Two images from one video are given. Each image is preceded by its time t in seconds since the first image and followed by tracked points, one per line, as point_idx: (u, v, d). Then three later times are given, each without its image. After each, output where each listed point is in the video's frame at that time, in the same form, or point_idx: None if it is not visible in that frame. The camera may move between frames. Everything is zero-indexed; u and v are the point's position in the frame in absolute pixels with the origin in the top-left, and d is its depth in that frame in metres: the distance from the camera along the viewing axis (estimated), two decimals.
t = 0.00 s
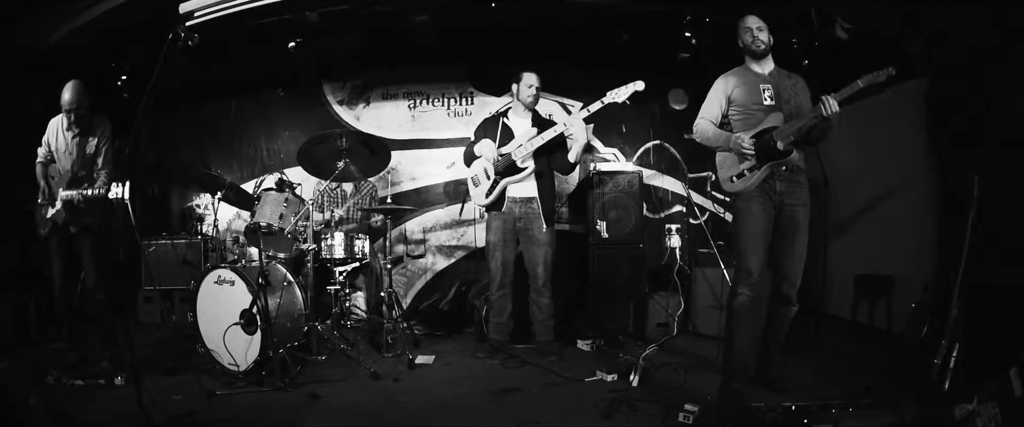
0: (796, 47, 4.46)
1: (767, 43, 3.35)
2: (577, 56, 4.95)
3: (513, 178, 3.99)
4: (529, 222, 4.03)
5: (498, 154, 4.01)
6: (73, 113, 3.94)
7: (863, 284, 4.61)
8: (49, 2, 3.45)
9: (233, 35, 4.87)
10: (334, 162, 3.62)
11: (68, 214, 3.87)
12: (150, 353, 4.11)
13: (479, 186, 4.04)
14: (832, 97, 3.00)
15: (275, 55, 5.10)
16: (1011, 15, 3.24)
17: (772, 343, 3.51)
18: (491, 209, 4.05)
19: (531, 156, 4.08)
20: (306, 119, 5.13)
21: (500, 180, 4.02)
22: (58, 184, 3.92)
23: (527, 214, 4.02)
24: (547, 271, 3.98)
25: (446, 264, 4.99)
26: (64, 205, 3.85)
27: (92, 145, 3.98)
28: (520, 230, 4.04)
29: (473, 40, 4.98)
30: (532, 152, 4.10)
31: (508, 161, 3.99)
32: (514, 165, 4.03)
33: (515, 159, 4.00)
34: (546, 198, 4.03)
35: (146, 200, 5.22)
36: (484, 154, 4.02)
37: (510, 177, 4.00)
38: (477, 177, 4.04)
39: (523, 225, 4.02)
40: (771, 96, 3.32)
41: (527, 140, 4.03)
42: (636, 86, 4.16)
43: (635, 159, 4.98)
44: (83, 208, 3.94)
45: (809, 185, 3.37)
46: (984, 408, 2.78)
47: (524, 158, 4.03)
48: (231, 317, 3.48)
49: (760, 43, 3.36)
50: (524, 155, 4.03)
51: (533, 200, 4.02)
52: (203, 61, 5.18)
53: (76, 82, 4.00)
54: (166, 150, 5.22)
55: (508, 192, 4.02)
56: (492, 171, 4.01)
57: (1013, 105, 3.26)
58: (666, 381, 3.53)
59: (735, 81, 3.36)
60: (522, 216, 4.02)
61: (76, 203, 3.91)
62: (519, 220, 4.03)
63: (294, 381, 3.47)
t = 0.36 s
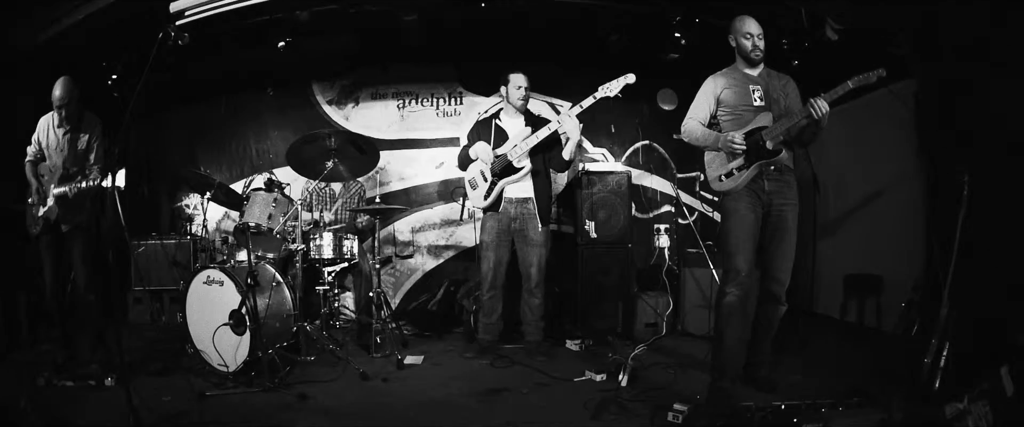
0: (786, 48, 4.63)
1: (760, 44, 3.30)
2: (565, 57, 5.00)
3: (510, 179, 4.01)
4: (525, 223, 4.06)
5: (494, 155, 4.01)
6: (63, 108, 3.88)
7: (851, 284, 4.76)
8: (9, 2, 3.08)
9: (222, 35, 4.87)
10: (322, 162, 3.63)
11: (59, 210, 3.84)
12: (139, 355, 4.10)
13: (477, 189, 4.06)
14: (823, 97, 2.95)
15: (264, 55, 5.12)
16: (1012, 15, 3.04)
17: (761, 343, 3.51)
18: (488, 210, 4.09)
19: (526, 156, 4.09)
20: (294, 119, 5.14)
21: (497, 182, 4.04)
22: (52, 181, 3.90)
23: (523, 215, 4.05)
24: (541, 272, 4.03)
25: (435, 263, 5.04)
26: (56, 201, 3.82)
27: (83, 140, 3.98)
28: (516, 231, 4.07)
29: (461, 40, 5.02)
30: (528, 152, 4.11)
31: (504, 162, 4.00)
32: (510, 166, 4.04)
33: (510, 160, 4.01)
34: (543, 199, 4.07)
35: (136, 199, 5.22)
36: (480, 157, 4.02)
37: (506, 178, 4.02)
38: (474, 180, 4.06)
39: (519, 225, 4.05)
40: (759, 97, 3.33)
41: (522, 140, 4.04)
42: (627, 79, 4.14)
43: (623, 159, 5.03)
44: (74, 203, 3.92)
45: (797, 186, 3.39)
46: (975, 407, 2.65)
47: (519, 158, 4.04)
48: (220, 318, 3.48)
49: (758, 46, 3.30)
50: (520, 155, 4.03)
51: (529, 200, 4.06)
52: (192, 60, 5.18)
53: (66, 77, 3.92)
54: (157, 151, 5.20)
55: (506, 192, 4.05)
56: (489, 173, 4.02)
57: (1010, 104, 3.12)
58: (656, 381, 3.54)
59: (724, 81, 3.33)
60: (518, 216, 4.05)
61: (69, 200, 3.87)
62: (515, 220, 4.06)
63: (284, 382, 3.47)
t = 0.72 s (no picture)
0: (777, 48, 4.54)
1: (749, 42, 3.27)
2: (553, 57, 5.02)
3: (495, 178, 4.07)
4: (509, 223, 4.14)
5: (480, 153, 4.07)
6: (54, 107, 3.81)
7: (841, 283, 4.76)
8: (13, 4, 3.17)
9: (212, 34, 4.87)
10: (311, 162, 3.66)
11: (50, 209, 3.80)
12: (129, 356, 4.09)
13: (462, 187, 4.13)
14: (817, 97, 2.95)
15: (254, 54, 5.13)
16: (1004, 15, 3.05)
17: (749, 343, 3.51)
18: (473, 209, 4.14)
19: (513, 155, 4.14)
20: (283, 119, 5.14)
21: (483, 180, 4.09)
22: (41, 180, 3.87)
23: (507, 215, 4.13)
24: (526, 272, 4.12)
25: (424, 263, 5.05)
26: (47, 199, 3.77)
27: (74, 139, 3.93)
28: (500, 231, 4.15)
29: (450, 40, 5.03)
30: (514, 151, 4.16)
31: (489, 160, 4.04)
32: (496, 165, 4.09)
33: (496, 158, 4.05)
34: (528, 199, 4.13)
35: (126, 199, 5.24)
36: (467, 155, 4.10)
37: (492, 177, 4.08)
38: (459, 178, 4.14)
39: (503, 225, 4.13)
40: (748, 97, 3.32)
41: (509, 139, 4.07)
42: (615, 81, 4.22)
43: (612, 159, 5.06)
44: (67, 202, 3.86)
45: (786, 186, 3.39)
46: (965, 406, 2.57)
47: (506, 156, 4.08)
48: (209, 318, 3.48)
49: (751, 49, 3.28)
50: (506, 154, 4.08)
51: (514, 200, 4.13)
52: (182, 59, 5.18)
53: (56, 77, 3.89)
54: (149, 152, 5.22)
55: (490, 192, 4.12)
56: (475, 171, 4.08)
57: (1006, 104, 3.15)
58: (646, 381, 3.55)
59: (714, 81, 3.33)
60: (503, 216, 4.13)
61: (59, 200, 3.81)
62: (499, 221, 4.14)
63: (273, 382, 3.47)
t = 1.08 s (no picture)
0: (766, 49, 4.43)
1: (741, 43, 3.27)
2: (541, 57, 5.06)
3: (477, 177, 4.19)
4: (492, 223, 4.24)
5: (461, 152, 4.22)
6: (47, 107, 3.80)
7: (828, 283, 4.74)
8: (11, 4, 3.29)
9: (202, 34, 4.87)
10: (300, 161, 3.73)
11: (37, 211, 3.82)
12: (119, 357, 4.09)
13: (442, 184, 4.23)
14: (818, 95, 3.02)
15: (244, 54, 5.14)
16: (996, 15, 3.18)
17: (740, 344, 3.50)
18: (455, 208, 4.25)
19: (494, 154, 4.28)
20: (272, 119, 5.15)
21: (464, 179, 4.22)
22: (31, 180, 3.86)
23: (490, 214, 4.23)
24: (511, 271, 4.22)
25: (412, 264, 5.07)
26: (34, 201, 3.79)
27: (65, 141, 3.86)
28: (483, 231, 4.26)
29: (439, 40, 5.05)
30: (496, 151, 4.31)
31: (471, 159, 4.20)
32: (477, 164, 4.22)
33: (477, 158, 4.21)
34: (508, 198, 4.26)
35: (116, 199, 5.22)
36: (446, 154, 4.22)
37: (472, 176, 4.20)
38: (440, 176, 4.24)
39: (486, 225, 4.24)
40: (740, 98, 3.31)
41: (491, 139, 4.24)
42: (601, 86, 4.36)
43: (601, 159, 5.09)
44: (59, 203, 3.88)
45: (776, 187, 3.40)
46: (956, 405, 2.69)
47: (487, 156, 4.24)
48: (198, 319, 3.48)
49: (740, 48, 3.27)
50: (487, 153, 4.24)
51: (496, 199, 4.24)
52: (172, 59, 5.19)
53: (50, 75, 3.86)
54: (139, 151, 5.22)
55: (472, 191, 4.23)
56: (455, 170, 4.21)
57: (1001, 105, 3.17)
58: (636, 381, 3.57)
59: (705, 81, 3.32)
60: (486, 216, 4.24)
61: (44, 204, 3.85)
62: (482, 220, 4.24)
63: (262, 383, 3.47)
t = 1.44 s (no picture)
0: (757, 49, 4.56)
1: (728, 42, 3.33)
2: (530, 58, 5.07)
3: (478, 178, 4.23)
4: (490, 223, 4.26)
5: (460, 154, 4.23)
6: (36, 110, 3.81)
7: (819, 284, 4.69)
8: (9, 3, 3.18)
9: (192, 34, 4.87)
10: (288, 162, 3.84)
11: (24, 215, 3.81)
12: (109, 358, 4.08)
13: (444, 188, 4.23)
14: (810, 98, 3.14)
15: (234, 54, 5.15)
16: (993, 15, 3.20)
17: (729, 344, 3.51)
18: (455, 211, 4.25)
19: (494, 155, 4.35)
20: (262, 119, 5.16)
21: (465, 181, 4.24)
22: (20, 181, 3.84)
23: (489, 215, 4.25)
24: (507, 272, 4.24)
25: (401, 264, 5.07)
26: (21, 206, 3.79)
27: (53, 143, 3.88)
28: (482, 232, 4.26)
29: (429, 40, 5.07)
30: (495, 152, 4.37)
31: (472, 160, 4.24)
32: (478, 165, 4.27)
33: (478, 159, 4.26)
34: (507, 199, 4.30)
35: (106, 200, 5.21)
36: (447, 156, 4.22)
37: (474, 177, 4.24)
38: (441, 179, 4.24)
39: (485, 226, 4.25)
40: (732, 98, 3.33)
41: (490, 140, 4.29)
42: (596, 81, 4.37)
43: (591, 160, 5.10)
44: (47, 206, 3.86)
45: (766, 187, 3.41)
46: (947, 403, 2.69)
47: (487, 157, 4.30)
48: (188, 319, 3.48)
49: (716, 45, 3.33)
50: (487, 154, 4.30)
51: (495, 200, 4.26)
52: (161, 59, 5.19)
53: (39, 79, 3.85)
54: (129, 152, 5.21)
55: (473, 192, 4.24)
56: (456, 172, 4.22)
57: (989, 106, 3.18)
58: (625, 380, 3.59)
59: (696, 82, 3.34)
60: (485, 216, 4.25)
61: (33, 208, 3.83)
62: (481, 221, 4.25)
63: (252, 384, 3.47)
